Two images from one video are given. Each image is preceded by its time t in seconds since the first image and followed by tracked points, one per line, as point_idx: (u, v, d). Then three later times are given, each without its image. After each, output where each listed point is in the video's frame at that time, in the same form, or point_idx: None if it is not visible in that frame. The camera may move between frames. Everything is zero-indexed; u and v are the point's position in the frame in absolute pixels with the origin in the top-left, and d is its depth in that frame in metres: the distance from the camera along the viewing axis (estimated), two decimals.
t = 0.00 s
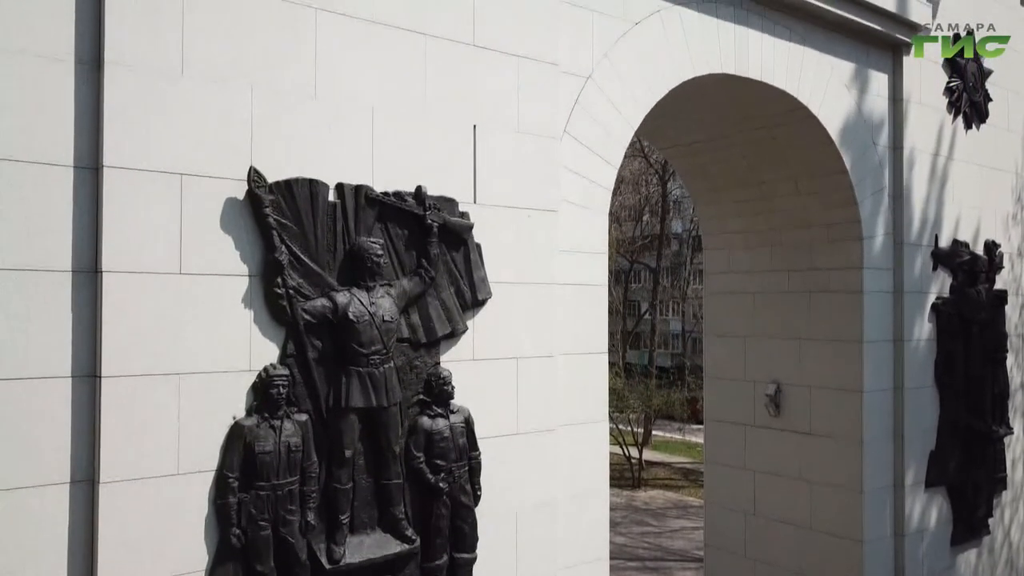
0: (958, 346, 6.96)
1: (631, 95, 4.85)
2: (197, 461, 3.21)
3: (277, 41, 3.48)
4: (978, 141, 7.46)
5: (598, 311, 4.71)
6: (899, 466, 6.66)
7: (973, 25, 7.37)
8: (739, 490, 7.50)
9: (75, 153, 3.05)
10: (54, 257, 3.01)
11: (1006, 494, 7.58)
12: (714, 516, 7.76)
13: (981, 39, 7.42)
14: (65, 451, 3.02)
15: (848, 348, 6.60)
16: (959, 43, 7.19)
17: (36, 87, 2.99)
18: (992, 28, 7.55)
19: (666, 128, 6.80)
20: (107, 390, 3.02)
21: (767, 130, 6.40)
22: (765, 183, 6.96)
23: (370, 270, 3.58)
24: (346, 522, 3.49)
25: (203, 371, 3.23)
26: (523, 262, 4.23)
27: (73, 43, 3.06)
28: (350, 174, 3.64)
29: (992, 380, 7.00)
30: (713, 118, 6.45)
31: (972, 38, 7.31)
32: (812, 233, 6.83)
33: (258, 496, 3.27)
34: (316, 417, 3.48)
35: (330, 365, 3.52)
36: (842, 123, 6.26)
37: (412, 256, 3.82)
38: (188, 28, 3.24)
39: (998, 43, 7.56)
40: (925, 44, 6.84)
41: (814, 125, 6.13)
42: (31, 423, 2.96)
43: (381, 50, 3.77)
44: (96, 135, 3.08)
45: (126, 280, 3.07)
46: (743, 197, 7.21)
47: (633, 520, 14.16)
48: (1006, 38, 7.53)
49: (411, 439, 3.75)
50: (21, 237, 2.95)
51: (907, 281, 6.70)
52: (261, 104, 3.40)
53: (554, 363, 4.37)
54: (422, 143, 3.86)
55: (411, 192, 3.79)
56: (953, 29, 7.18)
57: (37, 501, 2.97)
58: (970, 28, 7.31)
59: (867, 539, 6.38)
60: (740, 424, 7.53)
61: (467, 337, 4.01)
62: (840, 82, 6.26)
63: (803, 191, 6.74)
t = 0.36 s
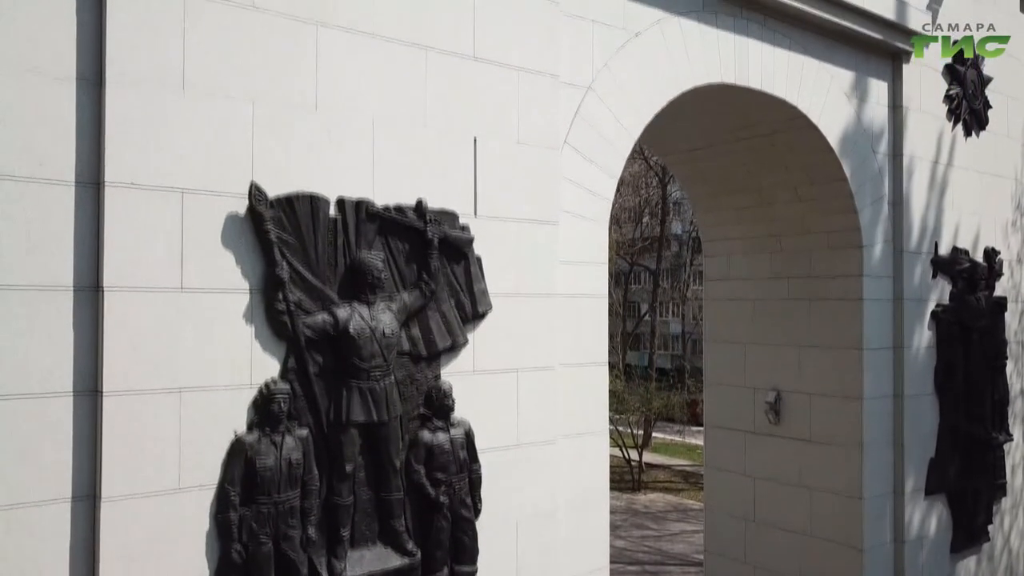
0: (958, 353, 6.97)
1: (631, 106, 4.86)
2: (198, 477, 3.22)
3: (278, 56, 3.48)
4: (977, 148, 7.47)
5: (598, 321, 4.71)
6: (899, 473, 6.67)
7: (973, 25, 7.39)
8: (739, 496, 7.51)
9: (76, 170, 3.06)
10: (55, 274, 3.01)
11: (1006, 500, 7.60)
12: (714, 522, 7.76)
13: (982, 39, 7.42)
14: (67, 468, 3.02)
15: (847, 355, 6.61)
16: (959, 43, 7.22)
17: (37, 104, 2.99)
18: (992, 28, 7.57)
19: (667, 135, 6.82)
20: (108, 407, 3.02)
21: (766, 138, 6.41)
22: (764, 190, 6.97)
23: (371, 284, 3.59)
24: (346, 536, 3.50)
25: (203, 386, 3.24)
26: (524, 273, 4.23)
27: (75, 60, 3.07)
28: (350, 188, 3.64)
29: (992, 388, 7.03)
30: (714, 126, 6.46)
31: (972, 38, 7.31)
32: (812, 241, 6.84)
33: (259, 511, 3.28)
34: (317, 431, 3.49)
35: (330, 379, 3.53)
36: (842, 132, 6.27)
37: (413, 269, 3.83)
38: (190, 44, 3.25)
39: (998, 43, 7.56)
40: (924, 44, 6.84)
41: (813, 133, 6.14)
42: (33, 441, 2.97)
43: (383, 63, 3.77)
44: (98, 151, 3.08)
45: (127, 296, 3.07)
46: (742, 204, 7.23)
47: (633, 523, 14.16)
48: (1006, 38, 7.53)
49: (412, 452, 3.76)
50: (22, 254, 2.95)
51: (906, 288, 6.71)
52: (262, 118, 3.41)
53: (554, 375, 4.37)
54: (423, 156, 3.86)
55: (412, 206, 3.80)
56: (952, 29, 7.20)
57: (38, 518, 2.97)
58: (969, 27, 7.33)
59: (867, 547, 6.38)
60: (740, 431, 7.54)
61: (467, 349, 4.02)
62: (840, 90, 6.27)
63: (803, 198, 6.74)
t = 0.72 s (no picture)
0: (958, 360, 6.97)
1: (631, 118, 4.86)
2: (199, 493, 3.22)
3: (279, 72, 3.49)
4: (977, 157, 7.47)
5: (598, 334, 4.71)
6: (899, 481, 6.67)
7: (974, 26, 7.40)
8: (740, 504, 7.52)
9: (79, 189, 3.07)
10: (57, 292, 3.02)
11: (1005, 507, 7.60)
12: (714, 529, 7.77)
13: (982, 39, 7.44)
14: (69, 484, 3.03)
15: (847, 364, 6.61)
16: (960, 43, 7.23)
17: (39, 123, 3.00)
18: (992, 29, 7.59)
19: (668, 144, 6.84)
20: (110, 425, 3.03)
21: (766, 147, 6.42)
22: (764, 198, 6.99)
23: (373, 299, 3.59)
24: (348, 552, 3.51)
25: (205, 403, 3.24)
26: (524, 286, 4.24)
27: (77, 79, 3.08)
28: (352, 203, 3.65)
29: (992, 395, 7.02)
30: (714, 134, 6.47)
31: (972, 38, 7.30)
32: (813, 249, 6.84)
33: (261, 527, 3.28)
34: (318, 447, 3.49)
35: (332, 395, 3.53)
36: (842, 141, 6.28)
37: (414, 283, 3.84)
38: (191, 61, 3.25)
39: (998, 43, 7.58)
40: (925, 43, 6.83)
41: (812, 142, 6.15)
42: (34, 459, 2.97)
43: (383, 78, 3.78)
44: (100, 170, 3.09)
45: (129, 314, 3.08)
46: (742, 212, 7.24)
47: (632, 527, 14.16)
48: (1006, 38, 7.55)
49: (413, 466, 3.76)
50: (24, 273, 2.96)
51: (906, 297, 6.72)
52: (263, 135, 3.41)
53: (555, 388, 4.37)
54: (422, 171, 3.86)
55: (413, 221, 3.81)
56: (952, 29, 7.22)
57: (41, 535, 2.98)
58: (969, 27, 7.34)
59: (867, 555, 6.38)
60: (740, 438, 7.55)
61: (468, 363, 4.03)
62: (840, 99, 6.28)
63: (803, 207, 6.75)
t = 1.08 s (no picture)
0: (958, 368, 6.97)
1: (632, 129, 4.87)
2: (200, 510, 3.22)
3: (280, 89, 3.49)
4: (977, 165, 7.47)
5: (599, 345, 4.72)
6: (900, 490, 6.67)
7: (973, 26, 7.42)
8: (740, 511, 7.53)
9: (80, 207, 3.07)
10: (57, 311, 3.02)
11: (1005, 514, 7.61)
12: (715, 537, 7.78)
13: (981, 38, 7.46)
14: (70, 503, 3.04)
15: (847, 372, 6.62)
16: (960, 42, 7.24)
17: (40, 142, 3.00)
18: (992, 29, 7.62)
19: (669, 152, 6.87)
20: (111, 443, 3.03)
21: (766, 156, 6.43)
22: (764, 206, 7.00)
23: (374, 314, 3.60)
24: (349, 567, 3.51)
25: (205, 420, 3.24)
26: (524, 300, 4.24)
27: (78, 97, 3.08)
28: (354, 219, 3.65)
29: (992, 403, 7.02)
30: (714, 143, 6.49)
31: (972, 37, 7.34)
32: (813, 257, 6.85)
33: (262, 544, 3.28)
34: (319, 463, 3.50)
35: (333, 410, 3.54)
36: (843, 150, 6.29)
37: (415, 298, 3.84)
38: (192, 79, 3.25)
39: (998, 43, 7.60)
40: (924, 44, 6.83)
41: (812, 152, 6.15)
42: (36, 477, 2.98)
43: (384, 93, 3.78)
44: (101, 188, 3.09)
45: (130, 332, 3.08)
46: (742, 219, 7.27)
47: (632, 530, 14.15)
48: (1006, 37, 7.58)
49: (414, 481, 3.77)
50: (25, 292, 2.96)
51: (906, 305, 6.73)
52: (264, 152, 3.41)
53: (555, 401, 4.38)
54: (424, 186, 3.87)
55: (414, 236, 3.81)
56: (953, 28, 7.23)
57: (42, 554, 2.99)
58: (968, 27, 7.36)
59: (868, 564, 6.37)
60: (740, 445, 7.56)
61: (468, 376, 4.03)
62: (840, 109, 6.28)
63: (803, 215, 6.75)
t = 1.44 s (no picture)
0: (957, 376, 6.97)
1: (632, 141, 4.87)
2: (200, 527, 3.23)
3: (280, 105, 3.49)
4: (977, 172, 7.47)
5: (598, 357, 4.72)
6: (899, 498, 6.67)
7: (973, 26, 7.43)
8: (740, 519, 7.53)
9: (81, 226, 3.08)
10: (57, 330, 3.02)
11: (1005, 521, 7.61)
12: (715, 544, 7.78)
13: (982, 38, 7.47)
14: (70, 521, 3.04)
15: (847, 380, 6.62)
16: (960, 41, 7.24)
17: (40, 161, 3.00)
18: (992, 29, 7.63)
19: (670, 160, 6.88)
20: (111, 462, 3.03)
21: (765, 165, 6.44)
22: (764, 214, 7.01)
23: (374, 330, 3.60)
24: None
25: (206, 437, 3.25)
26: (524, 313, 4.24)
27: (78, 116, 3.08)
28: (354, 234, 3.65)
29: (992, 411, 7.01)
30: (713, 151, 6.50)
31: (972, 37, 7.35)
32: (812, 265, 6.85)
33: (262, 561, 3.28)
34: (319, 479, 3.50)
35: (333, 426, 3.54)
36: (843, 160, 6.29)
37: (415, 312, 3.84)
38: (192, 97, 3.25)
39: (998, 43, 7.61)
40: (925, 44, 6.78)
41: (812, 161, 6.16)
42: (35, 497, 2.98)
43: (384, 108, 3.78)
44: (101, 206, 3.10)
45: (131, 350, 3.08)
46: (742, 227, 7.28)
47: (632, 534, 14.14)
48: (1006, 37, 7.59)
49: (414, 496, 3.76)
50: (25, 312, 2.96)
51: (906, 314, 6.73)
52: (264, 169, 3.41)
53: (556, 414, 4.38)
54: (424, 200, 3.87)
55: (414, 251, 3.81)
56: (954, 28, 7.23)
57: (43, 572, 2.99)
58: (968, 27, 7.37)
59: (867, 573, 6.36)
60: (741, 453, 7.57)
61: (468, 390, 4.03)
62: (840, 118, 6.29)
63: (802, 223, 6.75)
